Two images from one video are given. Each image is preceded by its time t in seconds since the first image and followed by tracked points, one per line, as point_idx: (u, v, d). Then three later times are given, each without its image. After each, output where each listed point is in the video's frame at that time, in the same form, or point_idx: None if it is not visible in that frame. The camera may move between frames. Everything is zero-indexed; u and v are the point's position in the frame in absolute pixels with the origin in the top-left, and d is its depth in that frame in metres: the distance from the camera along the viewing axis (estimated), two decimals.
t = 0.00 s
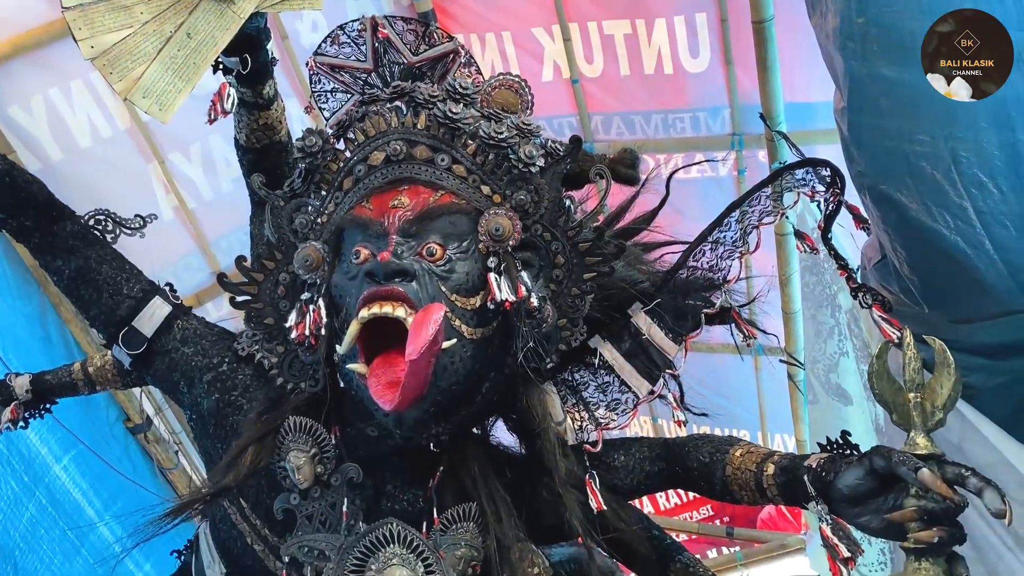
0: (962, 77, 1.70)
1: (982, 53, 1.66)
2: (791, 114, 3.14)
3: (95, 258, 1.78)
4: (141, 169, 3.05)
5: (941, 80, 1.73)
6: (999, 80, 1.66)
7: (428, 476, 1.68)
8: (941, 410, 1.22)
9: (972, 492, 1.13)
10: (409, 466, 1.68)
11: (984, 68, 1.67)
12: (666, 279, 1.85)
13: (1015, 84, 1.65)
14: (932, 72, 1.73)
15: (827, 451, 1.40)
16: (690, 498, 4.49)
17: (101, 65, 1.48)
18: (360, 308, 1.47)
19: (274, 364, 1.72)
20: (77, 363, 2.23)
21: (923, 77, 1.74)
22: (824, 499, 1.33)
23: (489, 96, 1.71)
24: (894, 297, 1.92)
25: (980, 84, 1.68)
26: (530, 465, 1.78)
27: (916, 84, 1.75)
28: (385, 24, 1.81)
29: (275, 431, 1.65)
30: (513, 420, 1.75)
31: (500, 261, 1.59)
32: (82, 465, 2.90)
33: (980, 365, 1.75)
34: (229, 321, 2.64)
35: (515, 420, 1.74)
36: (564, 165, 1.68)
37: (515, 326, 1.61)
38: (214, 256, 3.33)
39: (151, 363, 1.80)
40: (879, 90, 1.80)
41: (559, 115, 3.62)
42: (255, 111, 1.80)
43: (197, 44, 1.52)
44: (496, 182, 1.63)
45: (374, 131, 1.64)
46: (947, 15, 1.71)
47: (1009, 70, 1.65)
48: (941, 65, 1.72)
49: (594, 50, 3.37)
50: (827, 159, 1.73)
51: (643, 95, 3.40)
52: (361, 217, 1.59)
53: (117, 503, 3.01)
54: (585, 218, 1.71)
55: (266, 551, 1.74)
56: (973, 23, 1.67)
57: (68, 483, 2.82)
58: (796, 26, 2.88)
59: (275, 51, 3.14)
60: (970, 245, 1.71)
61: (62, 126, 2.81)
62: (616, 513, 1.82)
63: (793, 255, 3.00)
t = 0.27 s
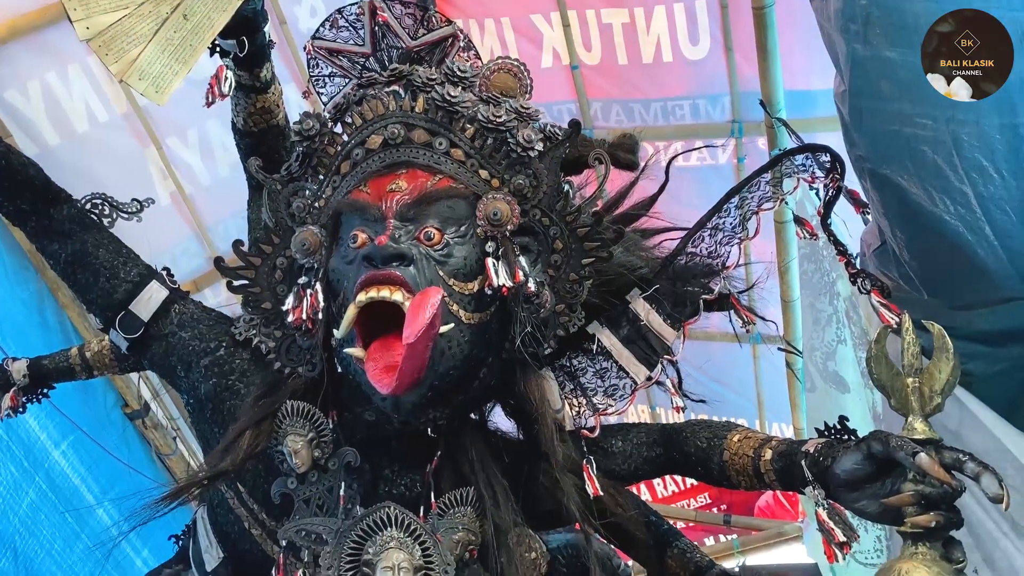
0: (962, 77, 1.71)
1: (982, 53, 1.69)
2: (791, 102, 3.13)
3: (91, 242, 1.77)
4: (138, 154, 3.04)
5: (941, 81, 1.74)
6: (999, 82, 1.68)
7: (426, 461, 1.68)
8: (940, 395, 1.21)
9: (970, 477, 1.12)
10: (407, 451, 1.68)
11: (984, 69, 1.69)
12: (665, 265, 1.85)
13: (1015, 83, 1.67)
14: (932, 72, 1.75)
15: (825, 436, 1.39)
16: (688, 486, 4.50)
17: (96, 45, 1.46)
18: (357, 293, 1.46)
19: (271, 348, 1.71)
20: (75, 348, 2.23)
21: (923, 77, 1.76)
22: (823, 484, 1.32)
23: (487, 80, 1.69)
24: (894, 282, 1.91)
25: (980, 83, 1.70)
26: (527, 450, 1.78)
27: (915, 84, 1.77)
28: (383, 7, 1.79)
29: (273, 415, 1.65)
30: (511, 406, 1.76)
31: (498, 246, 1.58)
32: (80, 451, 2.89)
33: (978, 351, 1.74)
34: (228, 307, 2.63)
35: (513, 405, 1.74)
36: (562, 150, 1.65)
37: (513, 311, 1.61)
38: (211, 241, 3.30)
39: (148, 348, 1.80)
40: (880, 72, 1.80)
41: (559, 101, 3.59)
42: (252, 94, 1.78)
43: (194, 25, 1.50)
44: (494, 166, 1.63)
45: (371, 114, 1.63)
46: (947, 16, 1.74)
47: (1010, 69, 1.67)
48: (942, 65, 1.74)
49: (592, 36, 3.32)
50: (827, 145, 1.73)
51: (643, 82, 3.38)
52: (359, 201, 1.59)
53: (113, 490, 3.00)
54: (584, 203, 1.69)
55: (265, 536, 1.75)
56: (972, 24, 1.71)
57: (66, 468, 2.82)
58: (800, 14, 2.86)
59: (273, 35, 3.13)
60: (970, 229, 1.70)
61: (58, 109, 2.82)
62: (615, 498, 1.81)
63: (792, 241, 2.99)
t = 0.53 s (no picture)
0: (962, 78, 1.71)
1: (982, 53, 1.69)
2: (792, 89, 3.11)
3: (90, 227, 1.77)
4: (137, 140, 3.03)
5: (941, 81, 1.74)
6: (999, 81, 1.69)
7: (426, 447, 1.68)
8: (941, 380, 1.21)
9: (971, 463, 1.12)
10: (407, 437, 1.68)
11: (984, 68, 1.70)
12: (665, 252, 1.85)
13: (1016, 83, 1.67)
14: (932, 73, 1.74)
15: (825, 422, 1.39)
16: (687, 475, 4.51)
17: (94, 28, 1.45)
18: (357, 278, 1.46)
19: (271, 334, 1.71)
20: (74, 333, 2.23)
21: (922, 77, 1.75)
22: (823, 470, 1.32)
23: (488, 65, 1.68)
24: (895, 269, 1.90)
25: (980, 83, 1.70)
26: (527, 436, 1.78)
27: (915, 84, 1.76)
28: None
29: (272, 401, 1.65)
30: (511, 392, 1.75)
31: (499, 232, 1.58)
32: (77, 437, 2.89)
33: (978, 339, 1.74)
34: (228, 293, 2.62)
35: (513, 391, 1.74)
36: (564, 135, 1.64)
37: (513, 297, 1.60)
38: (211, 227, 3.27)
39: (148, 333, 1.79)
40: (883, 58, 1.80)
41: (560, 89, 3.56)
42: (251, 78, 1.77)
43: (193, 8, 1.50)
44: (495, 152, 1.61)
45: (371, 99, 1.62)
46: (947, 16, 1.73)
47: (1010, 70, 1.68)
48: (942, 65, 1.74)
49: (594, 23, 3.29)
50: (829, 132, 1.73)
51: (645, 69, 3.37)
52: (359, 186, 1.58)
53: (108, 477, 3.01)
54: (584, 188, 1.68)
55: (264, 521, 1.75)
56: (972, 23, 1.70)
57: (61, 454, 2.82)
58: None
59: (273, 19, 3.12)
60: (971, 215, 1.71)
61: (57, 95, 2.82)
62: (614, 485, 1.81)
63: (793, 229, 2.97)
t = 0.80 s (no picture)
0: (962, 78, 1.72)
1: (982, 53, 1.70)
2: (796, 78, 3.10)
3: (93, 214, 1.77)
4: (139, 128, 3.02)
5: (941, 80, 1.74)
6: (999, 82, 1.70)
7: (429, 435, 1.68)
8: (946, 368, 1.21)
9: (975, 452, 1.12)
10: (410, 425, 1.68)
11: (984, 68, 1.71)
12: (669, 241, 1.84)
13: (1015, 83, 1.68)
14: (932, 73, 1.74)
15: (829, 411, 1.39)
16: (688, 464, 4.51)
17: (97, 13, 1.44)
18: (360, 266, 1.46)
19: (274, 321, 1.71)
20: (77, 321, 2.23)
21: (922, 77, 1.75)
22: (826, 458, 1.32)
23: (492, 53, 1.67)
24: (898, 258, 1.91)
25: (980, 83, 1.71)
26: (530, 425, 1.78)
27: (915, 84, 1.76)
28: None
29: (276, 388, 1.65)
30: (514, 380, 1.75)
31: (502, 220, 1.57)
32: (77, 424, 2.91)
33: (980, 330, 1.74)
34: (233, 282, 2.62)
35: (516, 379, 1.74)
36: (568, 123, 1.64)
37: (517, 285, 1.60)
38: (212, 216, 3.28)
39: (151, 321, 1.79)
40: (890, 45, 1.79)
41: (562, 77, 3.56)
42: (254, 65, 1.77)
43: None
44: (499, 139, 1.61)
45: (375, 86, 1.62)
46: (947, 15, 1.74)
47: (1010, 70, 1.68)
48: (942, 65, 1.74)
49: (597, 11, 3.27)
50: (834, 121, 1.72)
51: (648, 57, 3.36)
52: (362, 173, 1.58)
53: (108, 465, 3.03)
54: (588, 176, 1.68)
55: (267, 508, 1.76)
56: (971, 23, 1.71)
57: (61, 442, 2.83)
58: None
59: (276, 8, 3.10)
60: (976, 204, 1.70)
61: (58, 83, 2.81)
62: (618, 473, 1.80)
63: (797, 220, 2.95)
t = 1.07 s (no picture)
0: (962, 78, 1.72)
1: (982, 53, 1.72)
2: (800, 68, 3.09)
3: (98, 202, 1.77)
4: (142, 117, 3.01)
5: (941, 80, 1.75)
6: (999, 81, 1.71)
7: (433, 424, 1.69)
8: (952, 358, 1.21)
9: (981, 441, 1.12)
10: (415, 414, 1.68)
11: (984, 69, 1.72)
12: (674, 230, 1.84)
13: (1015, 82, 1.70)
14: (932, 73, 1.75)
15: (835, 400, 1.39)
16: (689, 455, 4.52)
17: None
18: (365, 254, 1.46)
19: (279, 310, 1.71)
20: (81, 309, 2.23)
21: (923, 77, 1.77)
22: (831, 447, 1.32)
23: (497, 40, 1.66)
24: (905, 247, 1.90)
25: (980, 83, 1.72)
26: (534, 414, 1.78)
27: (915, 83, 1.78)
28: None
29: (281, 376, 1.65)
30: (519, 369, 1.75)
31: (508, 209, 1.57)
32: (80, 413, 2.92)
33: (985, 320, 1.76)
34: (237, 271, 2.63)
35: (520, 368, 1.74)
36: (573, 111, 1.64)
37: (522, 274, 1.60)
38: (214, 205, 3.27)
39: (156, 309, 1.79)
40: (898, 34, 1.79)
41: (566, 66, 3.55)
42: (259, 53, 1.76)
43: None
44: (504, 127, 1.60)
45: (380, 74, 1.61)
46: (947, 15, 1.76)
47: (1009, 69, 1.71)
48: (942, 65, 1.75)
49: None
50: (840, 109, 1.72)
51: (651, 47, 3.34)
52: (367, 161, 1.57)
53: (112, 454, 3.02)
54: (594, 165, 1.68)
55: (272, 496, 1.77)
56: (971, 24, 1.73)
57: (64, 430, 2.84)
58: None
59: None
60: (984, 195, 1.69)
61: (62, 71, 2.81)
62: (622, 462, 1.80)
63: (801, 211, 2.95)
